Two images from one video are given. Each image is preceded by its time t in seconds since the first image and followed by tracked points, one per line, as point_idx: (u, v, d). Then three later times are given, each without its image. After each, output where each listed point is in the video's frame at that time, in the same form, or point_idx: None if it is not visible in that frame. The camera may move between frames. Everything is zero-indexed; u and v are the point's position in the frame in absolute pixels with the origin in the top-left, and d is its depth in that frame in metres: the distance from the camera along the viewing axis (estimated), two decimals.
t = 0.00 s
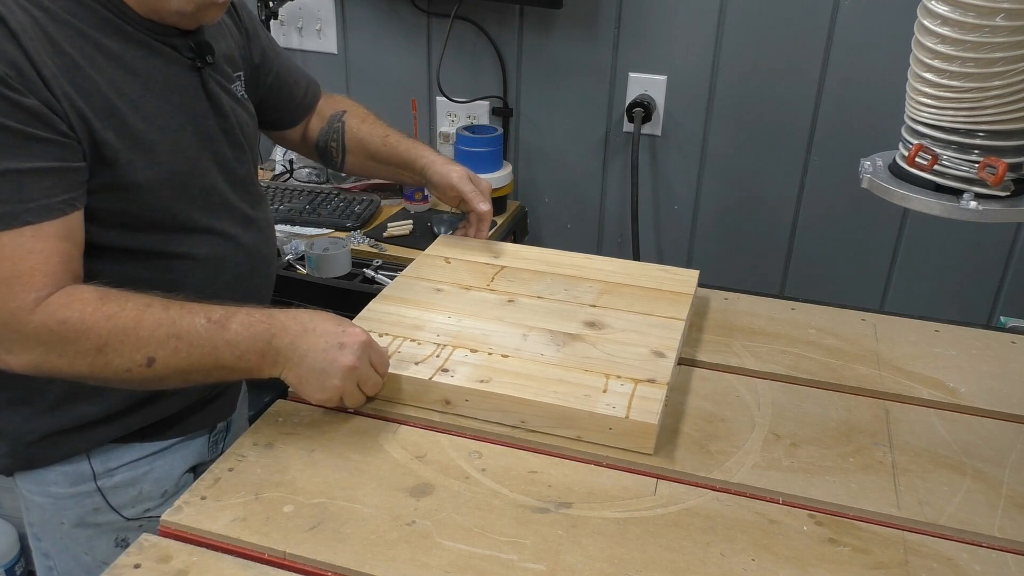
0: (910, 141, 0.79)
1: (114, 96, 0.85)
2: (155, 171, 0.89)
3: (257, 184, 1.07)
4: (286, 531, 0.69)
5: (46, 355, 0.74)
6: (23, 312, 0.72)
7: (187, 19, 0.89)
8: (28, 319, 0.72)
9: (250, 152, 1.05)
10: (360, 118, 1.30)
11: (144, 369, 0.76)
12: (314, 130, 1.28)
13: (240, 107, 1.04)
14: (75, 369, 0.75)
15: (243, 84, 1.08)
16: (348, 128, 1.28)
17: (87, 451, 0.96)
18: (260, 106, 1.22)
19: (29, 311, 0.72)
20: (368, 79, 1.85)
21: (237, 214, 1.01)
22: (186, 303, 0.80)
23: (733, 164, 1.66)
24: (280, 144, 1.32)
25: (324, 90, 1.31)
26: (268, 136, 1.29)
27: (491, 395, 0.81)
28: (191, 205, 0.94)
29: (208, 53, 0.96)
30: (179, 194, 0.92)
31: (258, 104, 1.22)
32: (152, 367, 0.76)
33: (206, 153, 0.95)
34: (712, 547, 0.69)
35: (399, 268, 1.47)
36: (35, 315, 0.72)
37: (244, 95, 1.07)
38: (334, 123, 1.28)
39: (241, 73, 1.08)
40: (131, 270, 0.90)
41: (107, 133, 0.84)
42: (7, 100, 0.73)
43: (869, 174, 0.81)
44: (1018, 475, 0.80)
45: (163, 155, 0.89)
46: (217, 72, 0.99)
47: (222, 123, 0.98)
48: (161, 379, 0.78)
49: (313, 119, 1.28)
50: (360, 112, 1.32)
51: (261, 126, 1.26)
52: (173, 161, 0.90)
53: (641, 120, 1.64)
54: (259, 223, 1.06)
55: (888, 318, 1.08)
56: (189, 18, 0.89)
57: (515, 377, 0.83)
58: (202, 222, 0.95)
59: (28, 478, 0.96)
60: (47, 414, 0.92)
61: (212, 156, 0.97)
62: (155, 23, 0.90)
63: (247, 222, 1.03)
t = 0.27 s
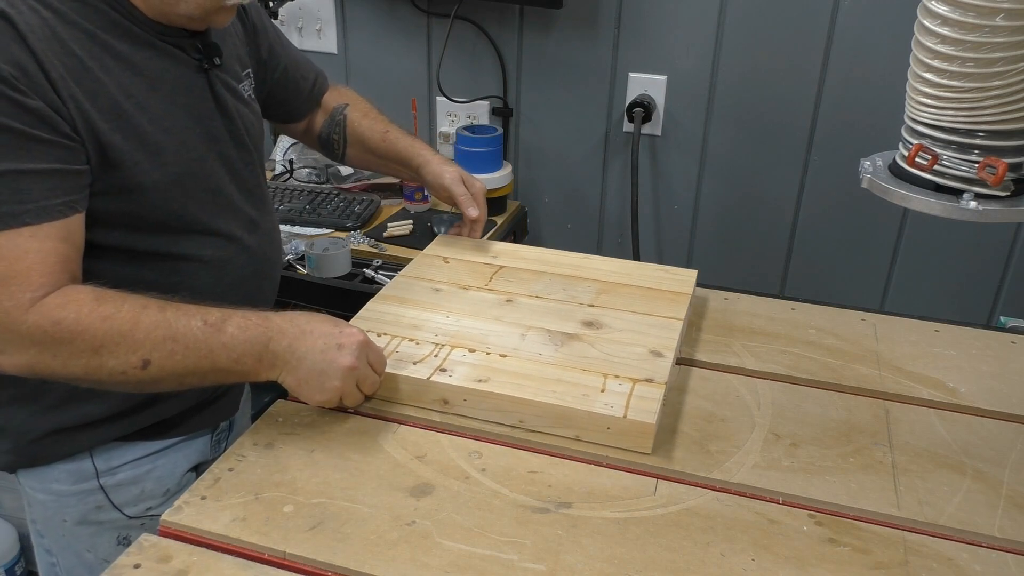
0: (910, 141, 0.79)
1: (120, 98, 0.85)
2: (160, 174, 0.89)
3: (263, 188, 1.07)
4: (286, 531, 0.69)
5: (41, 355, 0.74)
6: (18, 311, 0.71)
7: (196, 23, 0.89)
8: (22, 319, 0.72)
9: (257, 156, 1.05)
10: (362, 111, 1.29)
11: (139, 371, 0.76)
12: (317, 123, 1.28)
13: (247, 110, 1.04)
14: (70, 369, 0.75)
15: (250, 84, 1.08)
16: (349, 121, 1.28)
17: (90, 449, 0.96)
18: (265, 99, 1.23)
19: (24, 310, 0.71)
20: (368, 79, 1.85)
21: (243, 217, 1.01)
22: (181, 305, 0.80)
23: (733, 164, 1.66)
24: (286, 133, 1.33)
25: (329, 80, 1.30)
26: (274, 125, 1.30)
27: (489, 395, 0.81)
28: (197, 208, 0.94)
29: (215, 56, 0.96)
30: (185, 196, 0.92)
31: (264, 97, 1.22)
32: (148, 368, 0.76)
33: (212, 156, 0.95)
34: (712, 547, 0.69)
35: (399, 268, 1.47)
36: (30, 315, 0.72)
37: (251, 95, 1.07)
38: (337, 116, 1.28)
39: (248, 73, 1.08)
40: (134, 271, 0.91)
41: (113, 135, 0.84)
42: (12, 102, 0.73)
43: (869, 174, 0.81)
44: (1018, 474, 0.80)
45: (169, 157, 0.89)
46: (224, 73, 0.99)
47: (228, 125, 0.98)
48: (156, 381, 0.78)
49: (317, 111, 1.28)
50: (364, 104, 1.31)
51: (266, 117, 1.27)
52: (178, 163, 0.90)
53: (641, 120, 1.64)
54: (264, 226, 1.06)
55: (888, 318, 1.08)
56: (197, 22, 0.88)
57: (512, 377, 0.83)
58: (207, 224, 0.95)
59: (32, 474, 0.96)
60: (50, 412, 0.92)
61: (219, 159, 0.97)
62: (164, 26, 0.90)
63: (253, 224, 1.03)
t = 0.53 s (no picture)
0: (910, 141, 0.79)
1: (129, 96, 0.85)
2: (169, 170, 0.89)
3: (271, 185, 1.08)
4: (286, 531, 0.69)
5: (37, 355, 0.74)
6: (15, 310, 0.72)
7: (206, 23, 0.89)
8: (19, 318, 0.72)
9: (265, 153, 1.06)
10: (358, 109, 1.29)
11: (135, 374, 0.76)
12: (316, 122, 1.28)
13: (255, 107, 1.04)
14: (66, 370, 0.75)
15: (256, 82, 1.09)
16: (345, 119, 1.28)
17: (97, 448, 0.96)
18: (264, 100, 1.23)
19: (21, 309, 0.72)
20: (368, 79, 1.85)
21: (252, 214, 1.01)
22: (179, 308, 0.80)
23: (733, 164, 1.66)
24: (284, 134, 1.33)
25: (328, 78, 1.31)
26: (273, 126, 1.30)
27: (489, 395, 0.81)
28: (205, 205, 0.94)
29: (222, 52, 0.96)
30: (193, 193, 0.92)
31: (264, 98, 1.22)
32: (145, 372, 0.76)
33: (220, 153, 0.95)
34: (712, 547, 0.69)
35: (399, 268, 1.47)
36: (26, 314, 0.72)
37: (259, 93, 1.07)
38: (336, 115, 1.28)
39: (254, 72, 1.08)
40: (143, 267, 0.91)
41: (122, 132, 0.84)
42: (15, 101, 0.73)
43: (869, 174, 0.81)
44: (1018, 475, 0.80)
45: (178, 153, 0.90)
46: (229, 70, 1.00)
47: (237, 121, 0.99)
48: (152, 385, 0.78)
49: (316, 111, 1.28)
50: (364, 105, 1.32)
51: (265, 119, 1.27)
52: (187, 160, 0.90)
53: (641, 120, 1.64)
54: (273, 224, 1.06)
55: (888, 318, 1.08)
56: (205, 22, 0.88)
57: (512, 378, 0.83)
58: (216, 220, 0.95)
59: (39, 473, 0.97)
60: (55, 411, 0.92)
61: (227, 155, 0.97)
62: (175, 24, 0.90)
63: (262, 222, 1.03)
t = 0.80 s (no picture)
0: (910, 141, 0.79)
1: (141, 97, 0.86)
2: (176, 167, 0.90)
3: (278, 183, 1.08)
4: (286, 532, 0.69)
5: None
6: None
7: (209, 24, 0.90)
8: None
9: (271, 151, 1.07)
10: (301, 123, 1.31)
11: (81, 379, 0.78)
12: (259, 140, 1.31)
13: (260, 106, 1.06)
14: (14, 371, 0.77)
15: (259, 84, 1.10)
16: (290, 134, 1.29)
17: (102, 448, 0.97)
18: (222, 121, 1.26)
19: None
20: (368, 80, 1.85)
21: (258, 211, 1.02)
22: (124, 321, 0.80)
23: (733, 163, 1.66)
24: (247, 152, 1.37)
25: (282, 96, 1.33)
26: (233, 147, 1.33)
27: (489, 395, 0.81)
28: (211, 202, 0.95)
29: (227, 52, 0.98)
30: (201, 190, 0.93)
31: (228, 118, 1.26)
32: (88, 378, 0.78)
33: (229, 151, 0.96)
34: (712, 547, 0.69)
35: (399, 268, 1.47)
36: None
37: (263, 94, 1.09)
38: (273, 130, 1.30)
39: (255, 75, 1.10)
40: (151, 263, 0.92)
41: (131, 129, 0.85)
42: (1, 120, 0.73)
43: (869, 174, 0.81)
44: (1018, 475, 0.80)
45: (184, 151, 0.91)
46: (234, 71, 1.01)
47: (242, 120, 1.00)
48: (102, 389, 0.80)
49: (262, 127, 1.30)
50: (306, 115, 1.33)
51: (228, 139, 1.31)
52: (194, 157, 0.91)
53: (641, 120, 1.64)
54: (280, 222, 1.06)
55: (888, 318, 1.08)
56: (209, 23, 0.90)
57: (512, 378, 0.83)
58: (220, 217, 0.96)
59: (42, 472, 0.97)
60: (59, 410, 0.93)
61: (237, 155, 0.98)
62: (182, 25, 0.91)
63: (269, 219, 1.04)
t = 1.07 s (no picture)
0: (910, 141, 0.79)
1: (139, 95, 0.86)
2: (176, 166, 0.91)
3: (277, 184, 1.09)
4: (286, 532, 0.69)
5: None
6: None
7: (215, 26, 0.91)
8: None
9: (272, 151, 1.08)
10: (294, 152, 1.30)
11: (66, 394, 0.79)
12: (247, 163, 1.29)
13: (262, 108, 1.07)
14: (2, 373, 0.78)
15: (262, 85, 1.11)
16: (285, 163, 1.28)
17: (100, 446, 0.97)
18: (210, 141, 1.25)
19: None
20: (368, 80, 1.85)
21: (257, 211, 1.03)
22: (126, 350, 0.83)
23: (733, 163, 1.66)
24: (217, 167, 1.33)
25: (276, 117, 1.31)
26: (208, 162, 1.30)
27: (489, 395, 0.81)
28: (210, 201, 0.96)
29: (231, 54, 0.99)
30: (200, 189, 0.94)
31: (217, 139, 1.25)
32: (76, 393, 0.79)
33: (230, 151, 0.97)
34: (713, 547, 0.69)
35: (399, 268, 1.47)
36: None
37: (266, 96, 1.10)
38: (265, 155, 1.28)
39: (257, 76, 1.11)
40: (151, 260, 0.92)
41: (131, 126, 0.85)
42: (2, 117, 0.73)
43: (869, 174, 0.81)
44: (1018, 475, 0.80)
45: (185, 150, 0.91)
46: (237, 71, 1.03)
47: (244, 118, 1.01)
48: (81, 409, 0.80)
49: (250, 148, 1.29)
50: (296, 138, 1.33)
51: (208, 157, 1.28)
52: (194, 157, 0.92)
53: (641, 120, 1.64)
54: (279, 222, 1.07)
55: (888, 318, 1.08)
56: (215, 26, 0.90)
57: (512, 378, 0.83)
58: (219, 215, 0.97)
59: (40, 469, 0.98)
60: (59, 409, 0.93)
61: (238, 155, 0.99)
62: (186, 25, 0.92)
63: (268, 220, 1.05)
